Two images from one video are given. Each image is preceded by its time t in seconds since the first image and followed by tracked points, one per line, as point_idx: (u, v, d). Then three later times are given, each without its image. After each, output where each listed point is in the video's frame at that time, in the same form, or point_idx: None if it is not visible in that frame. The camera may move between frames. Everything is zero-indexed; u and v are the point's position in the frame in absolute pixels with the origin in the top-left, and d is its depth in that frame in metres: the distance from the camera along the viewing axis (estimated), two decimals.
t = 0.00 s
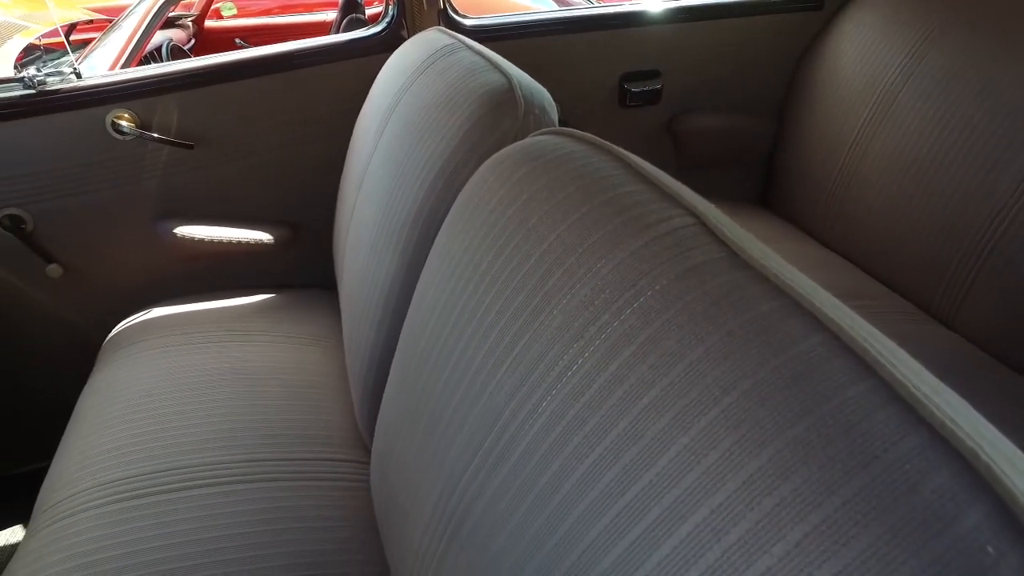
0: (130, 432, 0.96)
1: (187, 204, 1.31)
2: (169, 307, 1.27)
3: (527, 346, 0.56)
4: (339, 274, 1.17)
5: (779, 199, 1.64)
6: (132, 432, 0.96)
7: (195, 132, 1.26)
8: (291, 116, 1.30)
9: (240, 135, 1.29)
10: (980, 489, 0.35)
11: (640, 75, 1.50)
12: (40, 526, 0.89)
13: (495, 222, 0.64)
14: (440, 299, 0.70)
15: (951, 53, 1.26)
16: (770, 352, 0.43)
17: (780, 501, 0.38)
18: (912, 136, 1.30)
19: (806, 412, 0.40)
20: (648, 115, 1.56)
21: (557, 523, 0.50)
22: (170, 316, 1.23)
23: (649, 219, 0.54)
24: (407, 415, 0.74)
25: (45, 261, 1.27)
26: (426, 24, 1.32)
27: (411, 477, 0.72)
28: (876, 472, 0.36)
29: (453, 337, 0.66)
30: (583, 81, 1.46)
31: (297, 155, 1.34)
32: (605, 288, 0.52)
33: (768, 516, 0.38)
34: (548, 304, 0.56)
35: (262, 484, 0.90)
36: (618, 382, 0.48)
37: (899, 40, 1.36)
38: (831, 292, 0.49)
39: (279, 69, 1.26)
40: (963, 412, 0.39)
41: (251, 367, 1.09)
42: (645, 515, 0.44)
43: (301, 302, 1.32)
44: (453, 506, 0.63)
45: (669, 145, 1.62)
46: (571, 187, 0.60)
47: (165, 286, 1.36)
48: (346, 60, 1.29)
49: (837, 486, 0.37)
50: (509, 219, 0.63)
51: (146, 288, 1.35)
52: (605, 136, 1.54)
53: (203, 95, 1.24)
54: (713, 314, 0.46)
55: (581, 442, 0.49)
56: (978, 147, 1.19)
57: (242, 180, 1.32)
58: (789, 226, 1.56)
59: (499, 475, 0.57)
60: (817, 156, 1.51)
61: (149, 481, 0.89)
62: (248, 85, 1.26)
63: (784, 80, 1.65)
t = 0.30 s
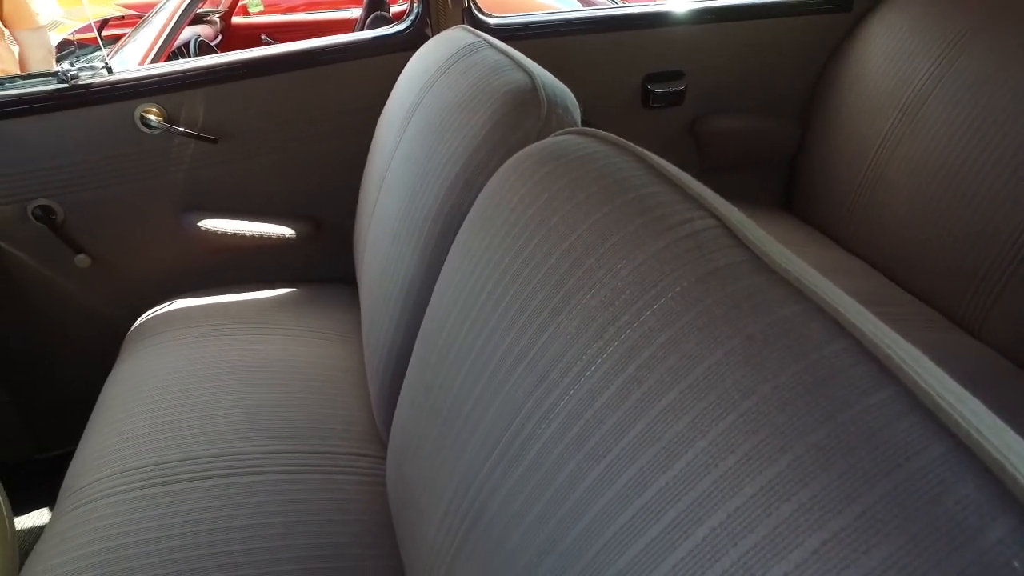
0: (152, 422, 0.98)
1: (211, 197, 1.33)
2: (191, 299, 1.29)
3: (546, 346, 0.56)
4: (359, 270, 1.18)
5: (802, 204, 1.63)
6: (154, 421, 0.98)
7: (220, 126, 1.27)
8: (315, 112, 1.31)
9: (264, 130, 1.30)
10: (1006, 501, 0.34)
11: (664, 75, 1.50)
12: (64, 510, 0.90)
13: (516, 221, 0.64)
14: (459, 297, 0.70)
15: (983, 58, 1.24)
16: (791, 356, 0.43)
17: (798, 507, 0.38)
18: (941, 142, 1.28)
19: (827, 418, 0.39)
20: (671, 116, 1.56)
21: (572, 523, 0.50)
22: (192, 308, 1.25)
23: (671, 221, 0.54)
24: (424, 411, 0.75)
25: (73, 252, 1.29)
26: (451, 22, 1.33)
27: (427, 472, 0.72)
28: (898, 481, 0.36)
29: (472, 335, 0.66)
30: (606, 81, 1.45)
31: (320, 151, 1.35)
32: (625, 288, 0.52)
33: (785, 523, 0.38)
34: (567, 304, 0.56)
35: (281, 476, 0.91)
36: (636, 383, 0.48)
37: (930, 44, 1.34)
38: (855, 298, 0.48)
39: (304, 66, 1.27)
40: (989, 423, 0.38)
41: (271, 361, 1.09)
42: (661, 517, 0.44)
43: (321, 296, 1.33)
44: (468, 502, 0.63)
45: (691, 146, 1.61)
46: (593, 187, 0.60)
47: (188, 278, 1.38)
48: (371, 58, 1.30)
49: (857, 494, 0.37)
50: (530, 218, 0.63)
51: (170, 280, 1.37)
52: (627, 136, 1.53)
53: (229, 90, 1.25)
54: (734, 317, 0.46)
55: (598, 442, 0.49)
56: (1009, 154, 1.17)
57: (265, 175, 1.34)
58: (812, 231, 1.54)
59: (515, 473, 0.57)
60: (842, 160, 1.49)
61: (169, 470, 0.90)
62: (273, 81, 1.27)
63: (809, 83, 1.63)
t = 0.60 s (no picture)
0: (175, 411, 0.99)
1: (234, 192, 1.34)
2: (213, 292, 1.30)
3: (564, 346, 0.56)
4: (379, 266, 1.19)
5: (826, 208, 1.61)
6: (177, 411, 0.99)
7: (245, 122, 1.29)
8: (339, 109, 1.32)
9: (288, 126, 1.31)
10: None
11: (687, 77, 1.49)
12: (88, 495, 0.92)
13: (537, 220, 0.64)
14: (479, 295, 0.70)
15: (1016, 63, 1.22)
16: (812, 361, 0.42)
17: (817, 513, 0.38)
18: (969, 148, 1.26)
19: (848, 424, 0.39)
20: (694, 117, 1.55)
21: (587, 523, 0.50)
22: (214, 301, 1.26)
23: (692, 223, 0.54)
24: (441, 408, 0.75)
25: (100, 243, 1.31)
26: (475, 21, 1.33)
27: (443, 468, 0.73)
28: (919, 490, 0.35)
29: (491, 334, 0.66)
30: (629, 82, 1.45)
31: (343, 147, 1.36)
32: (646, 290, 0.52)
33: (803, 529, 0.38)
34: (586, 305, 0.56)
35: (300, 468, 0.91)
36: (655, 385, 0.48)
37: (961, 49, 1.32)
38: (878, 305, 0.48)
39: (329, 63, 1.28)
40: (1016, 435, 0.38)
41: (291, 354, 1.10)
42: (676, 520, 0.44)
43: (341, 292, 1.34)
44: (484, 500, 0.63)
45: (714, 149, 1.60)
46: (614, 187, 0.60)
47: (211, 272, 1.40)
48: (395, 56, 1.30)
49: (877, 502, 0.36)
50: (551, 218, 0.63)
51: (193, 273, 1.39)
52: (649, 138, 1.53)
53: (255, 86, 1.26)
54: (755, 321, 0.46)
55: (615, 443, 0.49)
56: None
57: (288, 170, 1.35)
58: (836, 236, 1.52)
59: (531, 472, 0.57)
60: (867, 165, 1.47)
61: (190, 459, 0.91)
62: (298, 77, 1.28)
63: (836, 86, 1.61)
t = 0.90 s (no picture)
0: (198, 402, 1.00)
1: (257, 187, 1.35)
2: (234, 285, 1.32)
3: (583, 346, 0.56)
4: (399, 263, 1.19)
5: (849, 213, 1.59)
6: (199, 402, 1.00)
7: (269, 117, 1.30)
8: (361, 106, 1.33)
9: (311, 122, 1.32)
10: None
11: (712, 78, 1.48)
12: (110, 482, 0.93)
13: (557, 220, 0.64)
14: (497, 293, 0.70)
15: None
16: (833, 368, 0.42)
17: (834, 521, 0.37)
18: (999, 155, 1.24)
19: (868, 432, 0.39)
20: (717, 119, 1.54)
21: (602, 523, 0.50)
22: (235, 294, 1.27)
23: (714, 225, 0.53)
24: (457, 405, 0.75)
25: (126, 235, 1.33)
26: (499, 21, 1.33)
27: (459, 465, 0.73)
28: (941, 501, 0.35)
29: (509, 333, 0.66)
30: (652, 83, 1.44)
31: (365, 144, 1.36)
32: (665, 291, 0.52)
33: (820, 536, 0.37)
34: (605, 306, 0.56)
35: (318, 461, 0.92)
36: (672, 388, 0.48)
37: (993, 54, 1.30)
38: (902, 312, 0.47)
39: (353, 60, 1.28)
40: None
41: (310, 349, 1.11)
42: (692, 524, 0.44)
43: (360, 288, 1.35)
44: (498, 497, 0.63)
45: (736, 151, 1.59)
46: (636, 188, 0.60)
47: (233, 265, 1.41)
48: (418, 54, 1.31)
49: (897, 512, 0.36)
50: (571, 218, 0.63)
51: (215, 266, 1.41)
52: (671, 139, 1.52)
53: (280, 82, 1.27)
54: (775, 325, 0.45)
55: (631, 446, 0.49)
56: None
57: (310, 166, 1.36)
58: (859, 241, 1.51)
59: (546, 472, 0.57)
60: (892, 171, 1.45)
61: (212, 449, 0.92)
62: (322, 74, 1.28)
63: (862, 90, 1.59)
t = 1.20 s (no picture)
0: (218, 393, 1.01)
1: (280, 182, 1.37)
2: (256, 279, 1.33)
3: (601, 347, 0.56)
4: (419, 261, 1.20)
5: (874, 219, 1.57)
6: (219, 393, 1.01)
7: (293, 114, 1.31)
8: (384, 103, 1.33)
9: (335, 119, 1.33)
10: None
11: (736, 80, 1.47)
12: (131, 469, 0.95)
13: (578, 220, 0.64)
14: (517, 292, 0.70)
15: None
16: (856, 375, 0.41)
17: (855, 530, 0.37)
18: None
19: (890, 441, 0.38)
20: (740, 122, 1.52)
21: (618, 525, 0.50)
22: (256, 288, 1.29)
23: (736, 228, 0.53)
24: (474, 403, 0.75)
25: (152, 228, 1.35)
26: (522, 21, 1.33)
27: (475, 463, 0.73)
28: (966, 514, 0.34)
29: (528, 332, 0.66)
30: (676, 84, 1.44)
31: (387, 142, 1.37)
32: (686, 294, 0.51)
33: (841, 545, 0.37)
34: (624, 307, 0.55)
35: (335, 456, 0.93)
36: (691, 391, 0.48)
37: None
38: (928, 320, 0.47)
39: (377, 58, 1.29)
40: None
41: (329, 344, 1.12)
42: (709, 529, 0.43)
43: (379, 284, 1.35)
44: (513, 495, 0.63)
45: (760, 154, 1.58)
46: (658, 190, 0.59)
47: (255, 260, 1.43)
48: (442, 53, 1.31)
49: (920, 523, 0.35)
50: (592, 218, 0.63)
51: (237, 260, 1.42)
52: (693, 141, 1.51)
53: (305, 79, 1.28)
54: (797, 330, 0.45)
55: (649, 448, 0.49)
56: None
57: (333, 162, 1.37)
58: (883, 248, 1.49)
59: (562, 473, 0.57)
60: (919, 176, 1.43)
61: (231, 440, 0.93)
62: (345, 71, 1.29)
63: (889, 94, 1.57)
